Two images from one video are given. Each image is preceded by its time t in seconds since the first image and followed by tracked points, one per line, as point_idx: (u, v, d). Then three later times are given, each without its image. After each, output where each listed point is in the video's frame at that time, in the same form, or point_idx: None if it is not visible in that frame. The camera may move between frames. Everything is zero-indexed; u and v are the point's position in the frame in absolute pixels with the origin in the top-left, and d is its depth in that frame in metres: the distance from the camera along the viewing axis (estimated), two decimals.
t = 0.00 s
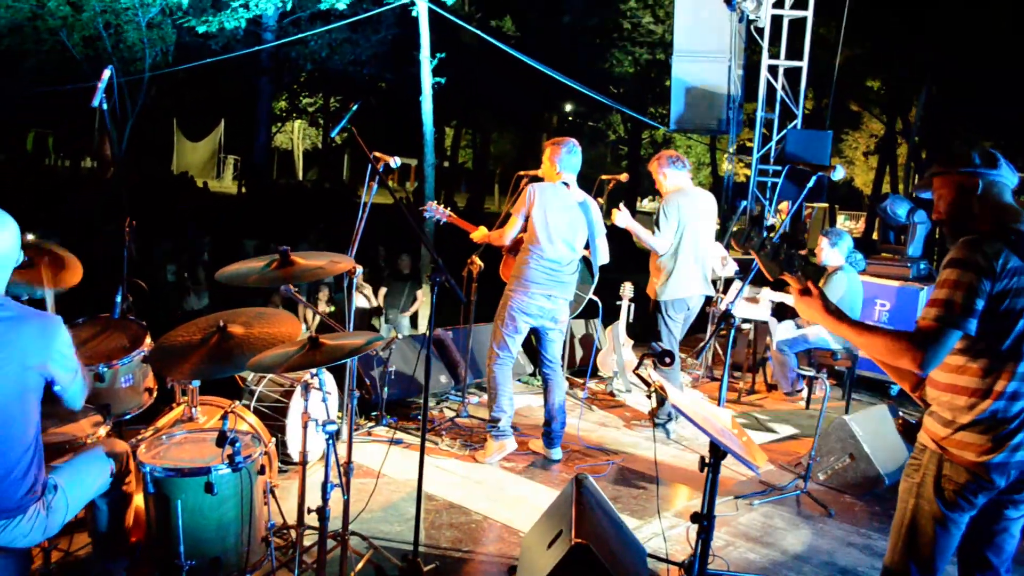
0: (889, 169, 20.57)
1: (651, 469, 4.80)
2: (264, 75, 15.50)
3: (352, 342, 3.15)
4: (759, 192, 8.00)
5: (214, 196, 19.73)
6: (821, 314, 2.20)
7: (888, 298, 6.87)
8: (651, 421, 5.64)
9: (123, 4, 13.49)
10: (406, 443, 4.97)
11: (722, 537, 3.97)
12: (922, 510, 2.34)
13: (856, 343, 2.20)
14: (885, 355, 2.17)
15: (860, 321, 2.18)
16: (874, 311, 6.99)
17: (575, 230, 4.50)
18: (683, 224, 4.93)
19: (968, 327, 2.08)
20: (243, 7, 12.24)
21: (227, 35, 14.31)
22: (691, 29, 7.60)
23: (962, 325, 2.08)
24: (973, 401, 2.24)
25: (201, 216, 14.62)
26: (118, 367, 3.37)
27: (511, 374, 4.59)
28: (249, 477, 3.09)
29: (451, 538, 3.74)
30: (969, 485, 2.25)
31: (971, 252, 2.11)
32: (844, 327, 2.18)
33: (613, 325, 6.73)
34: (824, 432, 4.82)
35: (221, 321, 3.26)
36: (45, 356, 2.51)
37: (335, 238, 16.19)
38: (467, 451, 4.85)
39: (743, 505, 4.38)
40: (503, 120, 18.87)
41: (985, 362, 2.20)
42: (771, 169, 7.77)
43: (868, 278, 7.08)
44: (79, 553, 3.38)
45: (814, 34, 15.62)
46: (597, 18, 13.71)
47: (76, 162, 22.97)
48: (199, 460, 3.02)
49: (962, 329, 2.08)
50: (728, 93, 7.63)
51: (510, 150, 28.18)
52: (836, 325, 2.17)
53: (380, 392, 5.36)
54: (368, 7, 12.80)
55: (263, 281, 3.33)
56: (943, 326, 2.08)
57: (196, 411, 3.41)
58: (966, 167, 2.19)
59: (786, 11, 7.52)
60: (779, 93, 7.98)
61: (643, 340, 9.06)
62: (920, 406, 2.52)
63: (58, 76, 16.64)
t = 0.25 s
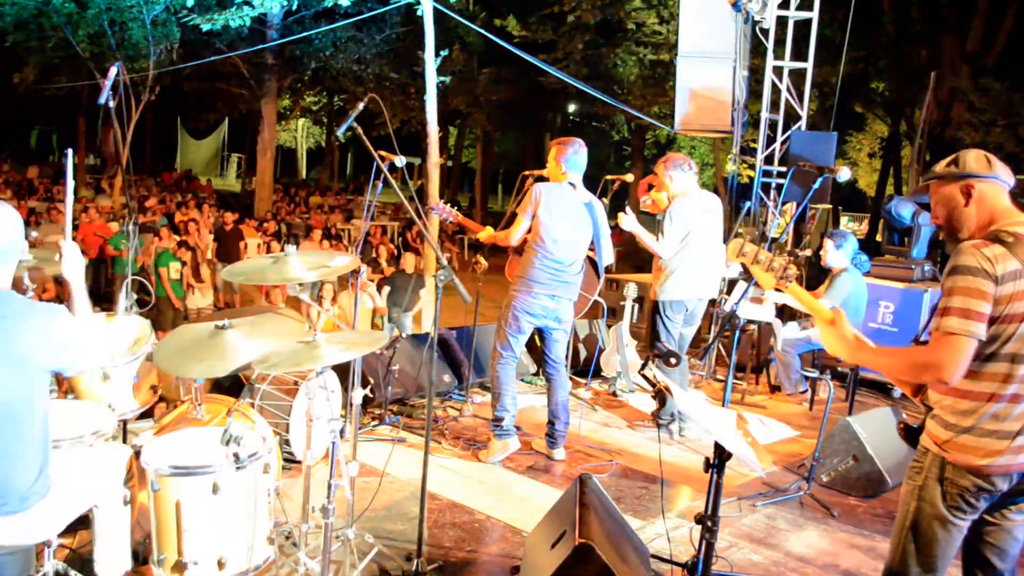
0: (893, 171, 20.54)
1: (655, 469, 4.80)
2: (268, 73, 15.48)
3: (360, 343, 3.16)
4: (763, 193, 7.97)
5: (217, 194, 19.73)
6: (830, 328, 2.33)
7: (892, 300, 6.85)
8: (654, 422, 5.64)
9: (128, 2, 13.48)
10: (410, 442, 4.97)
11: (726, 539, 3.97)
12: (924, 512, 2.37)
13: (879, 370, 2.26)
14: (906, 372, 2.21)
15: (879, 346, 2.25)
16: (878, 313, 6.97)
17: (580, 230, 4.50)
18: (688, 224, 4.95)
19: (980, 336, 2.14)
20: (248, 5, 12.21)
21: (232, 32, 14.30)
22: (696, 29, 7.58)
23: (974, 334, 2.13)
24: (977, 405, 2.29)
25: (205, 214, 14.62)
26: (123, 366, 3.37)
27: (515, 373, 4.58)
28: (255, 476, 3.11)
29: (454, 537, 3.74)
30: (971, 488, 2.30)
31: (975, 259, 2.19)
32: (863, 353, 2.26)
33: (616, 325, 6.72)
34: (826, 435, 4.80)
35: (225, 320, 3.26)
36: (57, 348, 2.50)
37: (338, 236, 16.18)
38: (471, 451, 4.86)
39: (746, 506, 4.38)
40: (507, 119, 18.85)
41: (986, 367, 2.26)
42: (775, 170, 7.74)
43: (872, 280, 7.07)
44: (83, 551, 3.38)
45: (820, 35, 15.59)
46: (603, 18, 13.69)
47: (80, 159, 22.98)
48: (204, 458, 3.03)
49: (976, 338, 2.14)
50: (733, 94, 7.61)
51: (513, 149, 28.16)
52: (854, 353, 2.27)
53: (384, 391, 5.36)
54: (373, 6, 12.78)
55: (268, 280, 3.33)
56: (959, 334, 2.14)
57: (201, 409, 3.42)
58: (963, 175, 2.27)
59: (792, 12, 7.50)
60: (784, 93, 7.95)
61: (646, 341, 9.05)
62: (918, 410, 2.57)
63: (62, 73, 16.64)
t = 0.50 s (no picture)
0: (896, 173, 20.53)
1: (659, 470, 4.79)
2: (272, 72, 15.47)
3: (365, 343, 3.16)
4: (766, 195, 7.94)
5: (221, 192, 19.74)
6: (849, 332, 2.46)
7: (895, 301, 6.84)
8: (657, 423, 5.63)
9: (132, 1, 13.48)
10: (413, 441, 4.97)
11: (729, 541, 3.97)
12: (922, 515, 2.37)
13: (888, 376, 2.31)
14: (914, 380, 2.21)
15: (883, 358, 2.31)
16: (881, 315, 6.96)
17: (584, 231, 4.50)
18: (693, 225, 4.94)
19: (978, 337, 2.13)
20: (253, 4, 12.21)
21: (235, 31, 14.30)
22: (701, 30, 7.55)
23: (973, 335, 2.13)
24: (972, 408, 2.28)
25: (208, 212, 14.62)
26: (127, 364, 3.38)
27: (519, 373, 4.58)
28: (258, 474, 3.10)
29: (457, 536, 3.73)
30: (969, 491, 2.29)
31: (973, 261, 2.18)
32: (868, 364, 2.34)
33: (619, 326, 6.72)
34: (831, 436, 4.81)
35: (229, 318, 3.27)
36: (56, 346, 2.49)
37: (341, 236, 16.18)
38: (474, 450, 4.86)
39: (748, 508, 4.38)
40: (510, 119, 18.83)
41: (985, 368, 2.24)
42: (778, 171, 7.71)
43: (875, 282, 7.05)
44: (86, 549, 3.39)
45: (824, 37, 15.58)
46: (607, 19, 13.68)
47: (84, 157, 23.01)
48: (207, 456, 3.03)
49: (974, 339, 2.13)
50: (738, 95, 7.57)
51: (516, 149, 28.17)
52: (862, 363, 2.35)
53: (386, 390, 5.36)
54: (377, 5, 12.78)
55: (272, 279, 3.32)
56: (956, 338, 2.14)
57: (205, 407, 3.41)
58: (959, 178, 2.27)
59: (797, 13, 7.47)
60: (787, 94, 7.93)
61: (649, 342, 9.05)
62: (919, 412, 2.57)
63: (67, 71, 16.66)
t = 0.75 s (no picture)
0: (900, 175, 20.54)
1: (663, 471, 4.79)
2: (277, 71, 15.52)
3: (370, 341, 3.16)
4: (771, 197, 7.92)
5: (225, 190, 19.75)
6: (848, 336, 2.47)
7: (900, 304, 6.85)
8: (661, 424, 5.63)
9: None
10: (416, 440, 4.97)
11: (733, 543, 3.97)
12: (919, 519, 2.37)
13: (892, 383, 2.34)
14: (911, 384, 2.21)
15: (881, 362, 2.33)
16: (887, 317, 6.98)
17: (591, 233, 4.48)
18: (699, 227, 4.94)
19: (978, 340, 2.12)
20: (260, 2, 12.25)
21: (241, 30, 14.33)
22: (707, 31, 7.52)
23: (973, 339, 2.12)
24: (970, 411, 2.27)
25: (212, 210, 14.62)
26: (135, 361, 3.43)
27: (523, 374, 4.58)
28: (264, 472, 3.11)
29: (460, 536, 3.73)
30: (963, 496, 2.27)
31: (974, 266, 2.17)
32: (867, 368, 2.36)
33: (623, 327, 6.72)
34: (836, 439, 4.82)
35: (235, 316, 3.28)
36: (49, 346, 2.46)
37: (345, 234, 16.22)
38: (479, 450, 4.86)
39: (752, 510, 4.37)
40: (514, 119, 18.81)
41: (984, 374, 2.23)
42: (783, 173, 7.69)
43: (880, 285, 7.06)
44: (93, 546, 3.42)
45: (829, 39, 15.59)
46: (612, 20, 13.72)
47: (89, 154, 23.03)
48: (213, 454, 3.04)
49: (974, 342, 2.12)
50: (743, 97, 7.53)
51: (520, 149, 28.22)
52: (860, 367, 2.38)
53: (391, 389, 5.37)
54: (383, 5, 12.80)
55: (281, 278, 3.33)
56: (951, 343, 2.13)
57: (210, 404, 3.42)
58: (960, 185, 2.27)
59: (804, 15, 7.44)
60: (793, 96, 7.89)
61: (653, 343, 9.04)
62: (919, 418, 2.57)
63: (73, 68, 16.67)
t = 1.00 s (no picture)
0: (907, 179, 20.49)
1: (669, 474, 4.78)
2: (285, 69, 15.53)
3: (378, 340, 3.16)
4: (779, 200, 7.89)
5: (232, 189, 19.79)
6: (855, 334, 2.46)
7: (907, 309, 6.82)
8: (667, 426, 5.62)
9: None
10: (423, 440, 4.97)
11: (738, 546, 3.96)
12: (924, 522, 2.36)
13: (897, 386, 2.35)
14: (915, 385, 2.21)
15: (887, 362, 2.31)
16: (893, 321, 6.95)
17: (600, 235, 4.48)
18: (708, 230, 4.93)
19: (985, 346, 2.12)
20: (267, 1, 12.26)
21: (249, 28, 14.34)
22: (715, 34, 7.47)
23: (979, 344, 2.12)
24: (976, 416, 2.26)
25: (218, 208, 14.64)
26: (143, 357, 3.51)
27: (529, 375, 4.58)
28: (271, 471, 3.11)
29: (465, 536, 3.73)
30: (968, 500, 2.27)
31: (985, 270, 2.16)
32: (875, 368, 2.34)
33: (630, 328, 6.71)
34: (842, 443, 4.81)
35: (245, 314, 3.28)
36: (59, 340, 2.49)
37: (352, 233, 16.22)
38: (485, 450, 4.86)
39: (758, 513, 4.36)
40: (521, 119, 18.80)
41: (990, 379, 2.23)
42: (791, 176, 7.66)
43: (887, 289, 7.03)
44: (98, 542, 3.43)
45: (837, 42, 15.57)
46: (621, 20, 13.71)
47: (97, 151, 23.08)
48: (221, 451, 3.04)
49: (980, 347, 2.12)
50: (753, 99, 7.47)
51: (527, 149, 28.22)
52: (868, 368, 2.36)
53: (397, 388, 5.36)
54: (391, 4, 12.81)
55: (290, 275, 3.32)
56: (956, 346, 2.13)
57: (218, 402, 3.42)
58: (978, 187, 2.25)
59: (812, 18, 7.39)
60: (801, 99, 7.86)
61: (659, 344, 9.04)
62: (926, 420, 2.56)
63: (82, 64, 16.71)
